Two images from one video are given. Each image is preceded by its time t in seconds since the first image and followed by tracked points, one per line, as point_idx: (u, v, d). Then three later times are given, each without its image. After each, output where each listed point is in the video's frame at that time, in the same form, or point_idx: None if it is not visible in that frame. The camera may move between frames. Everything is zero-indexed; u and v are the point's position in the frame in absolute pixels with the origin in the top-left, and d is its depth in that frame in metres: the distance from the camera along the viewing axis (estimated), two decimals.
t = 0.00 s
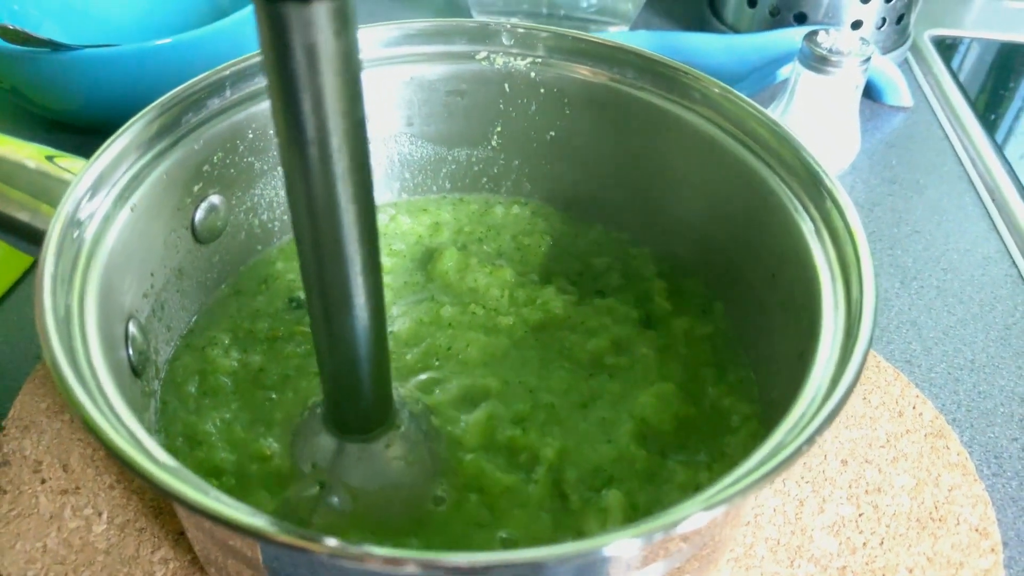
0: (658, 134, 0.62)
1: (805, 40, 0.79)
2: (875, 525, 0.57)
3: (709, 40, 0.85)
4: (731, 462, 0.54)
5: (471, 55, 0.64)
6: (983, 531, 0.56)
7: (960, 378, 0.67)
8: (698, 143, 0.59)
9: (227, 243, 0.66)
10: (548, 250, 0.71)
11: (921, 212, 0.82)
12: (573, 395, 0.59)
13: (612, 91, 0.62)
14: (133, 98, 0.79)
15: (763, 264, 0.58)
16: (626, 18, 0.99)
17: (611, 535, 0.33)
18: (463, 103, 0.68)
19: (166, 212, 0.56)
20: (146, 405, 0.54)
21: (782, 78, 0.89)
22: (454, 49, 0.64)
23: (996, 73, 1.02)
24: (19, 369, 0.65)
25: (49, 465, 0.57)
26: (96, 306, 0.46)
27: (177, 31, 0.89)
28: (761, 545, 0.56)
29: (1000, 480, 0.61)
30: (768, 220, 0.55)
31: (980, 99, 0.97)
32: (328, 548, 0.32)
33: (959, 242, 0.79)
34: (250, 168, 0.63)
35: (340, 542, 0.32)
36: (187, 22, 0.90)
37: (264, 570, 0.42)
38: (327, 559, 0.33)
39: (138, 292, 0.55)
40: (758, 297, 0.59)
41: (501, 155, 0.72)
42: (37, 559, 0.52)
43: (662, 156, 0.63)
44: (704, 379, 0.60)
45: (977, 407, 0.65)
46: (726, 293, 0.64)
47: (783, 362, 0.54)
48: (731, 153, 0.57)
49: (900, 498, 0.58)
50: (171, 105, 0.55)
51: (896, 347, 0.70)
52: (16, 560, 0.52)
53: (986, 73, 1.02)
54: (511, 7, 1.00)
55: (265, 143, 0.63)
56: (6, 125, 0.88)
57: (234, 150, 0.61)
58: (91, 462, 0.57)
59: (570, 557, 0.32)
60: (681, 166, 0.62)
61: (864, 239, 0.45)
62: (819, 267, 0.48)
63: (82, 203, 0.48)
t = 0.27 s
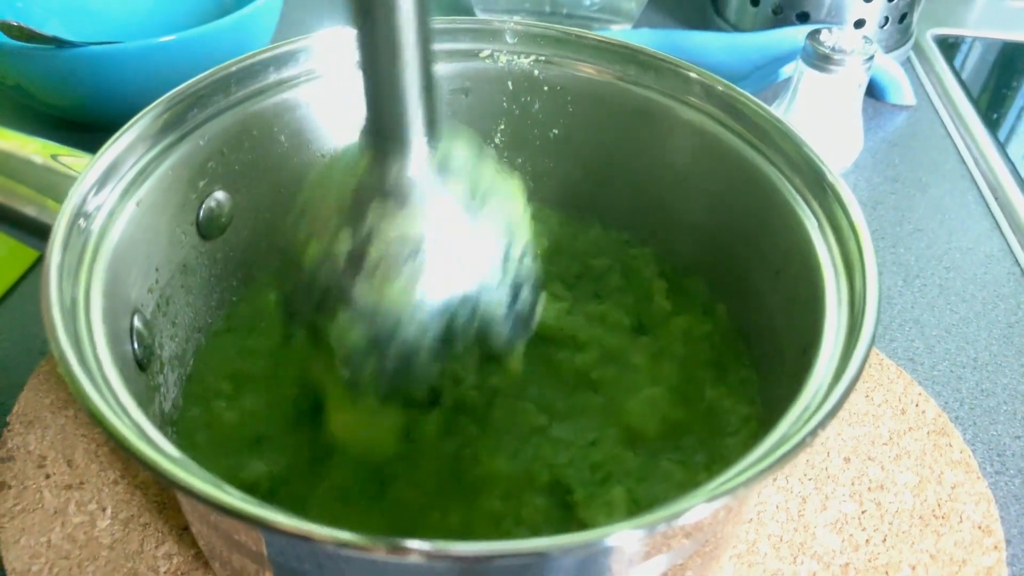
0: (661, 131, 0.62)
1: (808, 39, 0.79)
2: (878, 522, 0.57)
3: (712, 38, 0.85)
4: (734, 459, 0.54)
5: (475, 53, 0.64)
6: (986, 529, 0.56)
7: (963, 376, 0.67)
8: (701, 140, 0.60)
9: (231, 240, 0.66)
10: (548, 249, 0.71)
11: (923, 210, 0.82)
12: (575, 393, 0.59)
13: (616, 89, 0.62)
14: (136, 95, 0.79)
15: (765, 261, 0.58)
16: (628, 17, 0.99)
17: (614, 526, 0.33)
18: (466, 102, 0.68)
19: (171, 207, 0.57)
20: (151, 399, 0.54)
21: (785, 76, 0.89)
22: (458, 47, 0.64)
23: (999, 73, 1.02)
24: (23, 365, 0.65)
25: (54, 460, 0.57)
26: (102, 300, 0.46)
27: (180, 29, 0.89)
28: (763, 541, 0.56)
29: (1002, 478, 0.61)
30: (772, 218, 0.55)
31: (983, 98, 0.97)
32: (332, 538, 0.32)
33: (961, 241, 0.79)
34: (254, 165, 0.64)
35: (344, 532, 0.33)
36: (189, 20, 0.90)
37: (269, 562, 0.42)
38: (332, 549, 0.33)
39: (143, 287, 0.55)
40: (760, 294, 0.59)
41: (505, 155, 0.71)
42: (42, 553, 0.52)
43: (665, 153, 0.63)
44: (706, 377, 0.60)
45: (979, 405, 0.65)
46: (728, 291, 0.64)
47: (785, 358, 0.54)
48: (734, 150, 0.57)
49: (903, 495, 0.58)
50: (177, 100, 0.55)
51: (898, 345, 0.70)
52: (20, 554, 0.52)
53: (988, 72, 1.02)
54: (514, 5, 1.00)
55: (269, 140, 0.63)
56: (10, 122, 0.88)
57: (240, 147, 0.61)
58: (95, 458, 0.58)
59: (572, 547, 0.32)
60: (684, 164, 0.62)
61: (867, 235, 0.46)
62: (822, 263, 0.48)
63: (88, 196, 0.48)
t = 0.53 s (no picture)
0: (665, 126, 0.62)
1: (813, 32, 0.79)
2: (883, 517, 0.57)
3: (716, 31, 0.84)
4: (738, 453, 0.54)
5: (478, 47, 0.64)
6: (992, 523, 0.56)
7: (969, 370, 0.67)
8: (705, 134, 0.59)
9: (235, 236, 0.66)
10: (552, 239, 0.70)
11: (930, 204, 0.82)
12: (578, 386, 0.58)
13: (619, 84, 0.62)
14: (140, 91, 0.79)
15: (770, 255, 0.57)
16: (633, 11, 0.99)
17: (617, 520, 0.33)
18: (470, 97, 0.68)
19: (175, 203, 0.57)
20: (156, 394, 0.54)
21: (790, 69, 0.88)
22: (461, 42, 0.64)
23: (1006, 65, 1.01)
24: (30, 361, 0.65)
25: (60, 456, 0.58)
26: (106, 295, 0.46)
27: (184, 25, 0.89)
28: (768, 536, 0.56)
29: (1008, 473, 0.61)
30: (776, 212, 0.55)
31: (990, 90, 0.97)
32: (336, 533, 0.32)
33: (968, 234, 0.79)
34: (258, 161, 0.64)
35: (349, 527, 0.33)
36: (193, 16, 0.90)
37: (274, 557, 0.42)
38: (335, 543, 0.33)
39: (148, 283, 0.55)
40: (765, 288, 0.59)
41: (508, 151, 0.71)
42: (48, 549, 0.52)
43: (669, 148, 0.63)
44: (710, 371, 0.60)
45: (985, 399, 0.65)
46: (733, 285, 0.64)
47: (790, 352, 0.54)
48: (738, 144, 0.57)
49: (908, 489, 0.58)
50: (182, 96, 0.55)
51: (904, 339, 0.69)
52: (27, 550, 0.52)
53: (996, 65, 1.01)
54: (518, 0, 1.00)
55: (273, 135, 0.63)
56: (15, 119, 0.88)
57: (244, 142, 0.61)
58: (101, 454, 0.58)
59: (574, 541, 0.32)
60: (688, 158, 0.62)
61: (871, 228, 0.45)
62: (826, 257, 0.48)
63: (93, 193, 0.48)
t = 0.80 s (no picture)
0: (662, 122, 0.62)
1: (811, 29, 0.78)
2: (882, 515, 0.56)
3: (714, 28, 0.84)
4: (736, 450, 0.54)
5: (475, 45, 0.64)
6: (991, 520, 0.56)
7: (968, 367, 0.67)
8: (702, 131, 0.59)
9: (231, 234, 0.65)
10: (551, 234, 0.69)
11: (928, 201, 0.82)
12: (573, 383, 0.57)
13: (616, 80, 0.62)
14: (135, 88, 0.79)
15: (767, 253, 0.57)
16: (632, 9, 0.99)
17: (613, 518, 0.33)
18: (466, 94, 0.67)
19: (169, 201, 0.56)
20: (150, 394, 0.54)
21: (788, 67, 0.88)
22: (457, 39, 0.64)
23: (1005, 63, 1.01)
24: (24, 360, 0.65)
25: (54, 456, 0.57)
26: (98, 293, 0.46)
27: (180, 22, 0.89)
28: (766, 535, 0.55)
29: (1007, 470, 0.60)
30: (773, 209, 0.55)
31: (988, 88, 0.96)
32: (330, 532, 0.32)
33: (966, 231, 0.78)
34: (253, 158, 0.63)
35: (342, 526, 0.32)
36: (189, 14, 0.89)
37: (268, 558, 0.42)
38: (330, 543, 0.32)
39: (141, 281, 0.55)
40: (762, 285, 0.59)
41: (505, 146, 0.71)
42: (41, 549, 0.52)
43: (666, 144, 0.63)
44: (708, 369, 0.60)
45: (984, 396, 0.65)
46: (731, 282, 0.63)
47: (788, 349, 0.54)
48: (735, 140, 0.57)
49: (906, 487, 0.58)
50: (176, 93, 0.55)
51: (902, 337, 0.69)
52: (20, 550, 0.52)
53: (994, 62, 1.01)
54: None
55: (269, 132, 0.63)
56: (11, 117, 0.88)
57: (238, 140, 0.61)
58: (95, 454, 0.58)
59: (571, 540, 0.32)
60: (685, 154, 0.62)
61: (869, 223, 0.45)
62: (823, 253, 0.48)
63: (86, 190, 0.48)
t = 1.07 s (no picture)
0: (657, 127, 0.61)
1: (807, 32, 0.78)
2: (880, 520, 0.56)
3: (709, 32, 0.84)
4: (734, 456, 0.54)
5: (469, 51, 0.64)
6: (989, 526, 0.55)
7: (966, 371, 0.66)
8: (697, 135, 0.59)
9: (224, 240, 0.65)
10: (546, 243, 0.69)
11: (924, 204, 0.81)
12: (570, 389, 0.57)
13: (610, 86, 0.62)
14: (129, 95, 0.78)
15: (763, 257, 0.57)
16: (628, 12, 0.99)
17: (610, 529, 0.32)
18: (460, 99, 0.67)
19: (161, 208, 0.56)
20: (142, 402, 0.54)
21: (784, 70, 0.88)
22: (451, 45, 0.63)
23: (1000, 64, 1.01)
24: (16, 368, 0.64)
25: (45, 465, 0.57)
26: (90, 303, 0.45)
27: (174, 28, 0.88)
28: (765, 541, 0.55)
29: (1006, 474, 0.60)
30: (769, 214, 0.54)
31: (984, 90, 0.96)
32: (323, 546, 0.31)
33: (963, 234, 0.78)
34: (247, 165, 0.63)
35: (335, 539, 0.32)
36: (184, 20, 0.89)
37: (262, 570, 0.41)
38: (323, 557, 0.32)
39: (133, 289, 0.54)
40: (759, 290, 0.58)
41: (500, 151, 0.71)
42: (33, 560, 0.52)
43: (661, 150, 0.63)
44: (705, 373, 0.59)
45: (982, 400, 0.65)
46: (727, 286, 0.63)
47: (785, 354, 0.53)
48: (730, 144, 0.56)
49: (905, 492, 0.58)
50: (168, 99, 0.54)
51: (900, 340, 0.69)
52: (11, 561, 0.52)
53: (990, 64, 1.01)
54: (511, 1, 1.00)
55: (262, 139, 0.63)
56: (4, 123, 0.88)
57: (231, 146, 0.61)
58: (87, 463, 0.57)
59: (567, 552, 0.32)
60: (681, 159, 0.62)
61: (865, 227, 0.45)
62: (820, 258, 0.47)
63: (77, 198, 0.47)
